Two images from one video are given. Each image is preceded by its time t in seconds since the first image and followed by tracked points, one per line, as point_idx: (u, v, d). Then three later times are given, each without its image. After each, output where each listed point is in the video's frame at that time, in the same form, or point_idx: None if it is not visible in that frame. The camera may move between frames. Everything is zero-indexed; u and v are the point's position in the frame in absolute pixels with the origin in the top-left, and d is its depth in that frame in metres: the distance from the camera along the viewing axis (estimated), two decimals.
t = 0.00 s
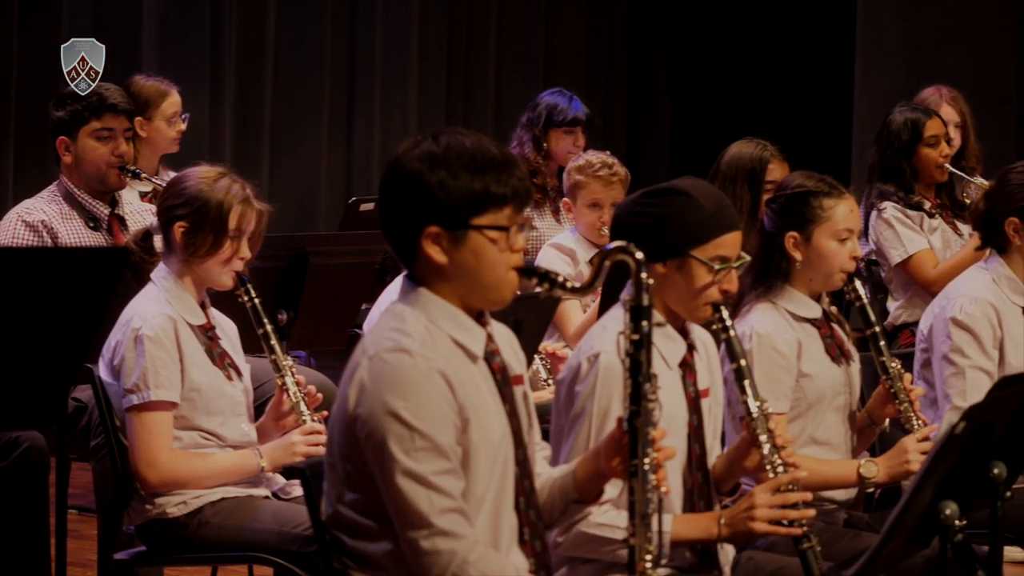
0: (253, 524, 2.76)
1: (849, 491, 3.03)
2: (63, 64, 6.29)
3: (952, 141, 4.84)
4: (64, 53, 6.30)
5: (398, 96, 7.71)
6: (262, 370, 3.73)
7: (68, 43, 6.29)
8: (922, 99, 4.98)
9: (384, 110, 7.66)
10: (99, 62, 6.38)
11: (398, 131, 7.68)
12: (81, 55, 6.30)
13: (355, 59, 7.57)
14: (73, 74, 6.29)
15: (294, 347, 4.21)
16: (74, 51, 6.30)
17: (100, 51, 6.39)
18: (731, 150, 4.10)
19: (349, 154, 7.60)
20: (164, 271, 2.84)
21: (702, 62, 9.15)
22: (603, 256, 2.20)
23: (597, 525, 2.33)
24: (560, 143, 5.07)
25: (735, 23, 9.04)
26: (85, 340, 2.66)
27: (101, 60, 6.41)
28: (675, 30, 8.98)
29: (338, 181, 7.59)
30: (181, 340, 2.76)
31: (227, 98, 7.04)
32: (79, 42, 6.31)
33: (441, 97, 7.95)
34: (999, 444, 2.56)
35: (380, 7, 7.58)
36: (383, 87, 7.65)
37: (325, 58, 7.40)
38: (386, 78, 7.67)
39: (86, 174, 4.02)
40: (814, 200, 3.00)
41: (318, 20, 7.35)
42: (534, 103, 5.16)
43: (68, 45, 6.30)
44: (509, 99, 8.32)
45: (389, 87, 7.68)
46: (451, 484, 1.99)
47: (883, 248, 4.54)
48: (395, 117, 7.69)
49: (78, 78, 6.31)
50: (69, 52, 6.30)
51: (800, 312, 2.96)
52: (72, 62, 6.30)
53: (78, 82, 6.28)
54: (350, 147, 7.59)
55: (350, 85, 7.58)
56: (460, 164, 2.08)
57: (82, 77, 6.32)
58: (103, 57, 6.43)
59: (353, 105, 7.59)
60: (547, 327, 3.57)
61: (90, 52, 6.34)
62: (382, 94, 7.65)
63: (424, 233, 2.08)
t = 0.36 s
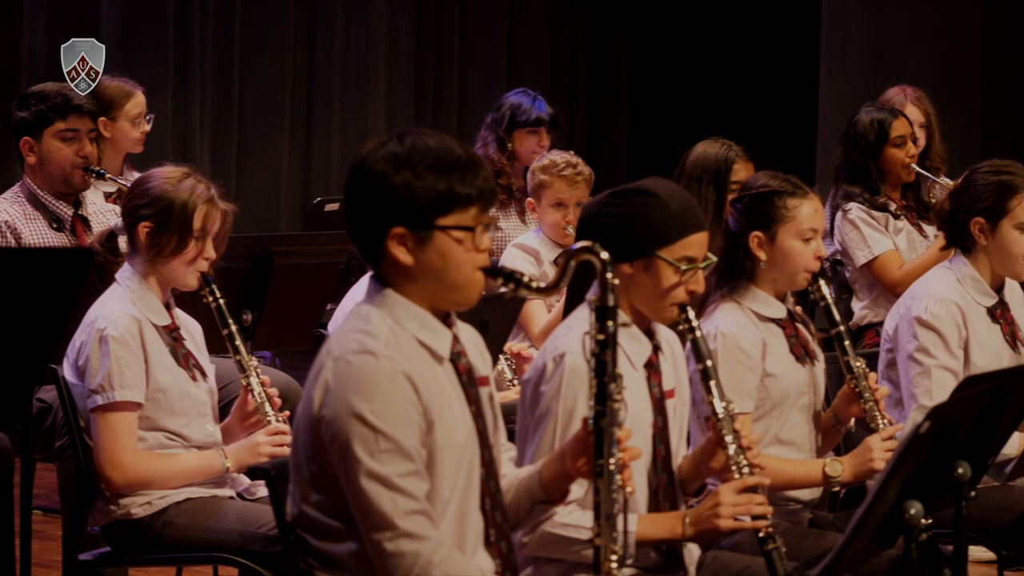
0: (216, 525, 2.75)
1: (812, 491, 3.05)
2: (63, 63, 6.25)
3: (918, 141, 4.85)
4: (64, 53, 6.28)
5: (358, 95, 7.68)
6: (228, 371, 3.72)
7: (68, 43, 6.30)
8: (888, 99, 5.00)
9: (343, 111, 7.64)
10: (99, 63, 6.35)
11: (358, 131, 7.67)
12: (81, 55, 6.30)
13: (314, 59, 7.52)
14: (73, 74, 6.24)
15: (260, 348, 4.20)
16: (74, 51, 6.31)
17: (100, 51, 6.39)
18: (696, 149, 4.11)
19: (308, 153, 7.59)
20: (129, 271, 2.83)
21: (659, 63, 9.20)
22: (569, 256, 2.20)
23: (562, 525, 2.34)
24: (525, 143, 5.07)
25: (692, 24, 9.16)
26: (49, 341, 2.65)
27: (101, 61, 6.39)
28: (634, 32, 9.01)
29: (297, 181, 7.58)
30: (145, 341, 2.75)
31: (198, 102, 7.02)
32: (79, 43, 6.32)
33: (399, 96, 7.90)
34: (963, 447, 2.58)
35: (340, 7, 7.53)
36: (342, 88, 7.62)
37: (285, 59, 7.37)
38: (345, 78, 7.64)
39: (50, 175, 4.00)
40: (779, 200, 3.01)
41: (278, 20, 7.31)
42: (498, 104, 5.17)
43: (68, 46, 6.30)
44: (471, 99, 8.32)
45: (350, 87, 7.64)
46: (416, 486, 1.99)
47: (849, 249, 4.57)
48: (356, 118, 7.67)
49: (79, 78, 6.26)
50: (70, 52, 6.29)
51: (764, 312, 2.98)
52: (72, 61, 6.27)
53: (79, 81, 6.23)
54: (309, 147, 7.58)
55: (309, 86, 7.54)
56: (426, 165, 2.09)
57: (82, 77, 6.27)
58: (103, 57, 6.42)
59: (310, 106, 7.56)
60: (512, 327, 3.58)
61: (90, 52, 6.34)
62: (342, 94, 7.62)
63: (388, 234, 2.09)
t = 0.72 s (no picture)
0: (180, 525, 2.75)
1: (776, 489, 3.07)
2: (63, 63, 6.51)
3: (882, 140, 4.86)
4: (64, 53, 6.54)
5: (313, 95, 7.67)
6: (192, 371, 3.71)
7: (68, 43, 6.53)
8: (851, 98, 5.03)
9: (300, 112, 7.62)
10: (98, 62, 6.62)
11: (315, 133, 7.66)
12: (81, 55, 6.56)
13: (272, 58, 7.49)
14: (73, 74, 6.50)
15: (223, 348, 4.19)
16: (73, 51, 6.55)
17: (99, 51, 6.64)
18: (659, 149, 4.13)
19: (266, 151, 7.54)
20: (92, 271, 2.82)
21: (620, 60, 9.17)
22: (531, 256, 2.21)
23: (526, 525, 2.36)
24: (487, 144, 5.08)
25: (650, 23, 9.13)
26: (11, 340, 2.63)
27: (100, 60, 6.66)
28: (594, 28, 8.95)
29: (253, 180, 7.51)
30: (110, 340, 2.74)
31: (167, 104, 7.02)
32: (79, 43, 6.56)
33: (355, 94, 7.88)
34: (926, 447, 2.60)
35: (297, 7, 7.51)
36: (296, 88, 7.60)
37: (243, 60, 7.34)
38: (301, 80, 7.62)
39: (13, 176, 3.98)
40: (741, 199, 3.03)
41: (238, 20, 7.27)
42: (461, 103, 5.18)
43: (68, 45, 6.54)
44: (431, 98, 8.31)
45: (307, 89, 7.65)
46: (377, 489, 2.00)
47: (812, 250, 4.60)
48: (313, 119, 7.67)
49: (78, 77, 6.53)
50: (69, 52, 6.54)
51: (728, 311, 3.00)
52: (72, 61, 6.52)
53: (78, 81, 6.50)
54: (267, 140, 7.51)
55: (266, 84, 7.50)
56: (388, 165, 2.09)
57: (82, 77, 6.54)
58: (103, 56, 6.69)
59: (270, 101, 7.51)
60: (476, 326, 3.59)
61: (90, 52, 6.59)
62: (298, 94, 7.61)
63: (351, 234, 2.09)
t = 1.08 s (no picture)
0: (146, 525, 2.74)
1: (741, 489, 3.09)
2: (64, 64, 6.79)
3: (845, 140, 4.90)
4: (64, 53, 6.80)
5: (273, 94, 7.64)
6: (156, 371, 3.69)
7: (69, 43, 6.77)
8: (815, 98, 5.06)
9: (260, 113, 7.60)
10: (99, 62, 6.90)
11: (275, 134, 7.63)
12: (82, 55, 6.82)
13: (231, 58, 7.46)
14: (74, 74, 6.84)
15: (187, 349, 4.17)
16: (74, 51, 6.80)
17: (100, 50, 6.90)
18: (623, 149, 4.15)
19: (225, 152, 7.49)
20: (56, 271, 2.81)
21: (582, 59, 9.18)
22: (496, 256, 2.22)
23: (491, 526, 2.37)
24: (451, 144, 5.08)
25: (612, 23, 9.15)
26: None
27: (101, 60, 6.92)
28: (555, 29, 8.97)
29: (214, 181, 7.47)
30: (75, 340, 2.73)
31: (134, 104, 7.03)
32: (79, 43, 6.80)
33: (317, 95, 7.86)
34: (890, 447, 2.62)
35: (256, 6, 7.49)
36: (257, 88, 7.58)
37: (205, 60, 7.33)
38: (261, 81, 7.60)
39: None
40: (705, 198, 3.05)
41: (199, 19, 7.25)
42: (424, 103, 5.18)
43: (68, 45, 6.79)
44: (395, 98, 8.29)
45: (268, 90, 7.61)
46: (342, 487, 2.00)
47: (776, 249, 4.63)
48: (275, 120, 7.65)
49: (79, 78, 6.87)
50: (70, 52, 6.79)
51: (691, 311, 3.02)
52: (72, 62, 6.81)
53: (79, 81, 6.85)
54: (227, 139, 7.47)
55: (225, 84, 7.48)
56: (353, 165, 2.10)
57: (82, 77, 6.87)
58: (103, 56, 6.94)
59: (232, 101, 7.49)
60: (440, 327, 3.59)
61: (90, 52, 6.85)
62: (258, 94, 7.58)
63: (316, 234, 2.09)
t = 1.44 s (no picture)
0: (110, 526, 2.73)
1: (705, 489, 3.11)
2: (63, 63, 6.97)
3: (810, 140, 4.93)
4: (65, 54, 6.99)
5: (233, 95, 7.63)
6: (120, 371, 3.67)
7: (68, 43, 6.97)
8: (780, 98, 5.09)
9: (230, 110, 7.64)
10: (99, 62, 7.06)
11: (236, 135, 7.63)
12: (81, 55, 6.99)
13: (192, 58, 7.47)
14: (74, 74, 6.98)
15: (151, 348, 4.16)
16: (74, 51, 6.99)
17: (100, 50, 7.06)
18: (587, 149, 4.17)
19: (186, 154, 7.50)
20: (20, 271, 2.79)
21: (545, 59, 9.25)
22: (461, 256, 2.23)
23: (456, 526, 2.37)
24: (414, 144, 5.08)
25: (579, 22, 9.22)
26: None
27: (101, 60, 7.08)
28: (521, 30, 9.04)
29: (178, 181, 7.47)
30: (39, 340, 2.72)
31: (113, 103, 7.10)
32: (79, 43, 6.98)
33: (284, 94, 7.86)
34: (853, 447, 2.65)
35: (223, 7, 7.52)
36: (227, 87, 7.61)
37: (174, 59, 7.36)
38: (223, 81, 7.60)
39: None
40: (669, 199, 3.07)
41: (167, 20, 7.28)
42: (389, 104, 5.19)
43: (69, 46, 6.98)
44: (364, 98, 8.35)
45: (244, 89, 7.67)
46: (306, 487, 2.00)
47: (740, 250, 4.65)
48: (245, 120, 7.67)
49: (79, 78, 7.01)
50: (70, 52, 6.98)
51: (655, 311, 3.04)
52: (72, 62, 6.99)
53: (79, 81, 6.99)
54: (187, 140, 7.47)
55: (190, 84, 7.48)
56: (317, 165, 2.10)
57: (82, 77, 7.01)
58: (104, 57, 7.10)
59: (204, 103, 7.52)
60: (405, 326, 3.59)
61: (90, 52, 7.01)
62: (220, 95, 7.58)
63: (280, 234, 2.09)
